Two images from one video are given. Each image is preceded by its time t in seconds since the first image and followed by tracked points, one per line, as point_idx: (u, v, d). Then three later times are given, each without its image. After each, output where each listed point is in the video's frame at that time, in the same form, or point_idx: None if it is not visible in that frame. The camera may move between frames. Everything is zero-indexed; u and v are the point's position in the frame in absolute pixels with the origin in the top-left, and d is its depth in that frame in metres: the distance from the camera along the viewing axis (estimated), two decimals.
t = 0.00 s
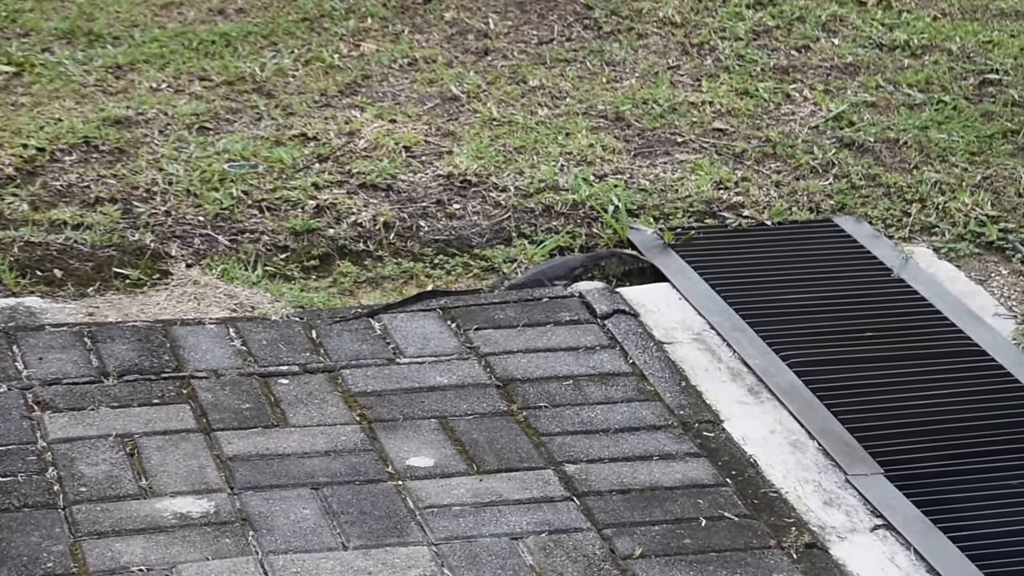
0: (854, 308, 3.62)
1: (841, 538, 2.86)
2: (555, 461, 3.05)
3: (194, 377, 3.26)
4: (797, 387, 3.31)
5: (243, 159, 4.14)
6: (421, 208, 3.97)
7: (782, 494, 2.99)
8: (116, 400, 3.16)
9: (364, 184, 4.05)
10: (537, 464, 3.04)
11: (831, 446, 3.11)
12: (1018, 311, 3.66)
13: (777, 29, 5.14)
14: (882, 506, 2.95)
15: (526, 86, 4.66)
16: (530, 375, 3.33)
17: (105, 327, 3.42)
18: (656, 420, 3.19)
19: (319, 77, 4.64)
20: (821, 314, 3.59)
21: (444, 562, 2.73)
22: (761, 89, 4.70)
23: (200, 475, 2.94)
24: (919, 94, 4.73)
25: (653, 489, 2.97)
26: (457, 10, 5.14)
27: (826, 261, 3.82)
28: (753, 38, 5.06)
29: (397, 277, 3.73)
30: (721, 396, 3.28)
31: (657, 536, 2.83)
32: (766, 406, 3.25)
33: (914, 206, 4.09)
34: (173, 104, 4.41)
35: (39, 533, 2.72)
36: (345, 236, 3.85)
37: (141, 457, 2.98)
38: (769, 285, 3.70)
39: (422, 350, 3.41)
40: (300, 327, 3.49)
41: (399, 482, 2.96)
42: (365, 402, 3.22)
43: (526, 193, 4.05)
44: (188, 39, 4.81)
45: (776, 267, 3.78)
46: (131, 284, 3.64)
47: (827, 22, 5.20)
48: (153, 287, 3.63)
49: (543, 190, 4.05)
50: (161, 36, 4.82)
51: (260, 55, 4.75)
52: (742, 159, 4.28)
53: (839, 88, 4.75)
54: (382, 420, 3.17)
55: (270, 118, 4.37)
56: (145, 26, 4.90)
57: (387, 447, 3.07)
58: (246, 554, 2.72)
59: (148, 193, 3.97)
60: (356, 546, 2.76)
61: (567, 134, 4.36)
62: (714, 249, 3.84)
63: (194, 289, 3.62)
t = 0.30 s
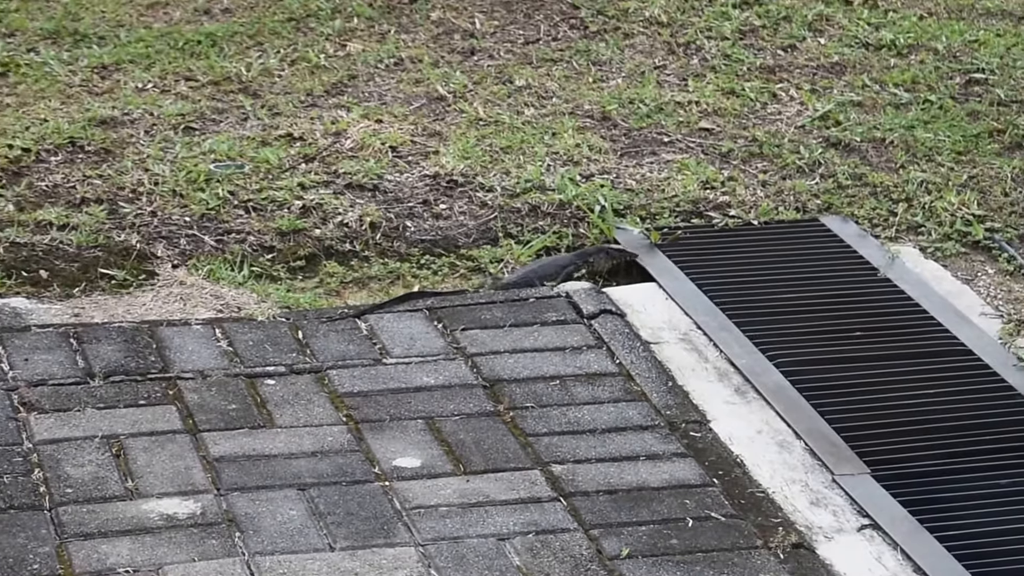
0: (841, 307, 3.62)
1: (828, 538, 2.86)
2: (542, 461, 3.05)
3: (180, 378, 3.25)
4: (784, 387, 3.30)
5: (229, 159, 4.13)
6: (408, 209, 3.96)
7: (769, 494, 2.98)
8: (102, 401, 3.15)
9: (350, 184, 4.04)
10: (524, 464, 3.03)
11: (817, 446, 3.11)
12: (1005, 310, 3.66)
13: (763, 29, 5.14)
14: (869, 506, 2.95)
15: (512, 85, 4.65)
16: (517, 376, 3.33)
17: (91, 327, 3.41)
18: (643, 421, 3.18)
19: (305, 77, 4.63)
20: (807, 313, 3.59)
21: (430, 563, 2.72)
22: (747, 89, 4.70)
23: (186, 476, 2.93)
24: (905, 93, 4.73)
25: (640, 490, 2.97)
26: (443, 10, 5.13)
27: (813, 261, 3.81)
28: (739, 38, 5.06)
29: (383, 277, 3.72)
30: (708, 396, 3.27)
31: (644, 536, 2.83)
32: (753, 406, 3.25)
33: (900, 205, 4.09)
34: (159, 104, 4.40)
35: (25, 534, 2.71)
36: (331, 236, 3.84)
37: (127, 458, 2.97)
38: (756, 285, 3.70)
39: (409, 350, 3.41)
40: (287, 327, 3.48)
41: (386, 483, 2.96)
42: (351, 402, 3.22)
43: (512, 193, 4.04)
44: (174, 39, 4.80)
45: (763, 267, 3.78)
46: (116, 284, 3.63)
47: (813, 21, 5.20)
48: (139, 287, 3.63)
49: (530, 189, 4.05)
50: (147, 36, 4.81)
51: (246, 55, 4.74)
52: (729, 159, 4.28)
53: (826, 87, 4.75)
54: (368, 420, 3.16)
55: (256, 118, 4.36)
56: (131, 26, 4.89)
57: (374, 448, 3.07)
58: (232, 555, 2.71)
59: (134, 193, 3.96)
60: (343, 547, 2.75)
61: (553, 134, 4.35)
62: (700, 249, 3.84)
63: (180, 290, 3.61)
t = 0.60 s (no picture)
0: (829, 311, 3.62)
1: (817, 542, 2.85)
2: (531, 466, 3.04)
3: (168, 383, 3.24)
4: (773, 391, 3.30)
5: (217, 162, 4.12)
6: (396, 212, 3.95)
7: (759, 498, 2.97)
8: (90, 406, 3.14)
9: (338, 188, 4.03)
10: (513, 469, 3.02)
11: (807, 450, 3.10)
12: (994, 312, 3.65)
13: (752, 32, 5.13)
14: (858, 509, 2.94)
15: (501, 89, 4.64)
16: (505, 380, 3.32)
17: (79, 332, 3.39)
18: (632, 425, 3.17)
19: (293, 81, 4.62)
20: (796, 318, 3.59)
21: (419, 568, 2.71)
22: (736, 92, 4.70)
23: (175, 481, 2.91)
24: (894, 96, 4.73)
25: (630, 494, 2.96)
26: (432, 14, 5.12)
27: (801, 264, 3.81)
28: (727, 41, 5.06)
29: (372, 281, 3.71)
30: (697, 400, 3.26)
31: (633, 541, 2.82)
32: (742, 410, 3.24)
33: (889, 209, 4.08)
34: (147, 107, 4.38)
35: (13, 540, 2.70)
36: (319, 240, 3.83)
37: (115, 463, 2.95)
38: (745, 288, 3.69)
39: (397, 355, 3.39)
40: (275, 332, 3.47)
41: (375, 488, 2.95)
42: (340, 407, 3.20)
43: (501, 196, 4.03)
44: (162, 42, 4.79)
45: (751, 271, 3.77)
46: (104, 289, 3.62)
47: (802, 25, 5.20)
48: (127, 292, 3.62)
49: (518, 193, 4.04)
50: (135, 39, 4.79)
51: (234, 59, 4.73)
52: (718, 162, 4.28)
53: (814, 90, 4.75)
54: (357, 425, 3.15)
55: (244, 122, 4.35)
56: (118, 30, 4.87)
57: (362, 453, 3.05)
58: (221, 560, 2.69)
59: (122, 198, 3.95)
60: (331, 552, 2.74)
61: (542, 138, 4.34)
62: (689, 252, 3.83)
63: (168, 295, 3.60)
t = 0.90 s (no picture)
0: (821, 319, 3.61)
1: (810, 551, 2.84)
2: (523, 475, 3.03)
3: (158, 392, 3.23)
4: (765, 400, 3.29)
5: (207, 170, 4.11)
6: (386, 220, 3.94)
7: (751, 507, 2.97)
8: (80, 414, 3.12)
9: (328, 196, 4.02)
10: (505, 478, 3.02)
11: (799, 459, 3.10)
12: (986, 320, 3.65)
13: (742, 39, 5.13)
14: (851, 518, 2.93)
15: (491, 96, 4.63)
16: (497, 389, 3.31)
17: (69, 341, 3.38)
18: (624, 433, 3.17)
19: (283, 88, 4.61)
20: (788, 326, 3.58)
21: None
22: (726, 99, 4.70)
23: (166, 491, 2.90)
24: (885, 103, 4.73)
25: (622, 503, 2.95)
26: (422, 21, 5.11)
27: (792, 272, 3.80)
28: (718, 48, 5.06)
29: (362, 289, 3.71)
30: (689, 408, 3.26)
31: (626, 550, 2.81)
32: (734, 418, 3.23)
33: (881, 217, 4.08)
34: (136, 115, 4.37)
35: (3, 550, 2.69)
36: (310, 248, 3.82)
37: (105, 473, 2.94)
38: (737, 296, 3.69)
39: (388, 364, 3.38)
40: (266, 340, 3.46)
41: (366, 497, 2.94)
42: (331, 416, 3.19)
43: (491, 204, 4.02)
44: (151, 49, 4.77)
45: (743, 278, 3.77)
46: (94, 297, 3.61)
47: (793, 31, 5.20)
48: (117, 300, 3.61)
49: (509, 202, 4.03)
50: (124, 46, 4.78)
51: (223, 66, 4.71)
52: (709, 170, 4.27)
53: (805, 98, 4.74)
54: (348, 434, 3.14)
55: (234, 129, 4.34)
56: (107, 37, 4.86)
57: (354, 462, 3.04)
58: (212, 570, 2.68)
59: (111, 206, 3.94)
60: (323, 561, 2.73)
61: (532, 145, 4.34)
62: (680, 260, 3.82)
63: (158, 303, 3.59)
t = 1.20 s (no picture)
0: (815, 332, 3.61)
1: (807, 565, 2.83)
2: (518, 488, 3.02)
3: (151, 405, 3.21)
4: (760, 413, 3.28)
5: (198, 182, 4.10)
6: (379, 232, 3.93)
7: (747, 520, 2.96)
8: (73, 428, 3.11)
9: (321, 208, 4.01)
10: (500, 491, 3.01)
11: (795, 472, 3.09)
12: (982, 333, 3.65)
13: (735, 50, 5.13)
14: (847, 532, 2.92)
15: (483, 108, 4.63)
16: (491, 402, 3.30)
17: (61, 353, 3.37)
18: (619, 447, 3.16)
19: (274, 99, 4.60)
20: (782, 339, 3.58)
21: None
22: (719, 110, 4.69)
23: (159, 504, 2.89)
24: (878, 115, 4.73)
25: (617, 517, 2.94)
26: (414, 32, 5.10)
27: (787, 284, 3.80)
28: (711, 59, 5.05)
29: (355, 301, 3.70)
30: (684, 421, 3.25)
31: (621, 564, 2.80)
32: (729, 432, 3.23)
33: (875, 228, 4.07)
34: (127, 126, 4.37)
35: None
36: (302, 260, 3.81)
37: (98, 486, 2.93)
38: (731, 309, 3.68)
39: (382, 376, 3.37)
40: (259, 352, 3.45)
41: (361, 511, 2.93)
42: (325, 429, 3.18)
43: (484, 216, 4.01)
44: (142, 61, 4.77)
45: (737, 291, 3.76)
46: (86, 309, 3.60)
47: (785, 42, 5.20)
48: (108, 313, 3.59)
49: (502, 213, 4.02)
50: (115, 58, 4.78)
51: (214, 77, 4.70)
52: (702, 181, 4.27)
53: (798, 109, 4.74)
54: (342, 447, 3.13)
55: (225, 141, 4.33)
56: (98, 48, 4.85)
57: (348, 475, 3.03)
58: None
59: (102, 218, 3.93)
60: None
61: (525, 157, 4.33)
62: (674, 272, 3.82)
63: (150, 315, 3.58)
